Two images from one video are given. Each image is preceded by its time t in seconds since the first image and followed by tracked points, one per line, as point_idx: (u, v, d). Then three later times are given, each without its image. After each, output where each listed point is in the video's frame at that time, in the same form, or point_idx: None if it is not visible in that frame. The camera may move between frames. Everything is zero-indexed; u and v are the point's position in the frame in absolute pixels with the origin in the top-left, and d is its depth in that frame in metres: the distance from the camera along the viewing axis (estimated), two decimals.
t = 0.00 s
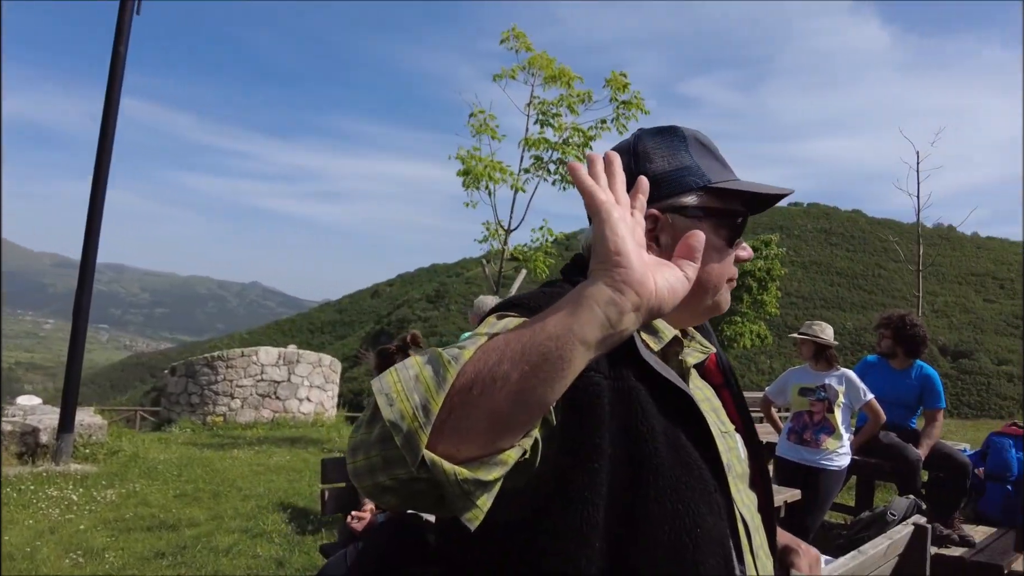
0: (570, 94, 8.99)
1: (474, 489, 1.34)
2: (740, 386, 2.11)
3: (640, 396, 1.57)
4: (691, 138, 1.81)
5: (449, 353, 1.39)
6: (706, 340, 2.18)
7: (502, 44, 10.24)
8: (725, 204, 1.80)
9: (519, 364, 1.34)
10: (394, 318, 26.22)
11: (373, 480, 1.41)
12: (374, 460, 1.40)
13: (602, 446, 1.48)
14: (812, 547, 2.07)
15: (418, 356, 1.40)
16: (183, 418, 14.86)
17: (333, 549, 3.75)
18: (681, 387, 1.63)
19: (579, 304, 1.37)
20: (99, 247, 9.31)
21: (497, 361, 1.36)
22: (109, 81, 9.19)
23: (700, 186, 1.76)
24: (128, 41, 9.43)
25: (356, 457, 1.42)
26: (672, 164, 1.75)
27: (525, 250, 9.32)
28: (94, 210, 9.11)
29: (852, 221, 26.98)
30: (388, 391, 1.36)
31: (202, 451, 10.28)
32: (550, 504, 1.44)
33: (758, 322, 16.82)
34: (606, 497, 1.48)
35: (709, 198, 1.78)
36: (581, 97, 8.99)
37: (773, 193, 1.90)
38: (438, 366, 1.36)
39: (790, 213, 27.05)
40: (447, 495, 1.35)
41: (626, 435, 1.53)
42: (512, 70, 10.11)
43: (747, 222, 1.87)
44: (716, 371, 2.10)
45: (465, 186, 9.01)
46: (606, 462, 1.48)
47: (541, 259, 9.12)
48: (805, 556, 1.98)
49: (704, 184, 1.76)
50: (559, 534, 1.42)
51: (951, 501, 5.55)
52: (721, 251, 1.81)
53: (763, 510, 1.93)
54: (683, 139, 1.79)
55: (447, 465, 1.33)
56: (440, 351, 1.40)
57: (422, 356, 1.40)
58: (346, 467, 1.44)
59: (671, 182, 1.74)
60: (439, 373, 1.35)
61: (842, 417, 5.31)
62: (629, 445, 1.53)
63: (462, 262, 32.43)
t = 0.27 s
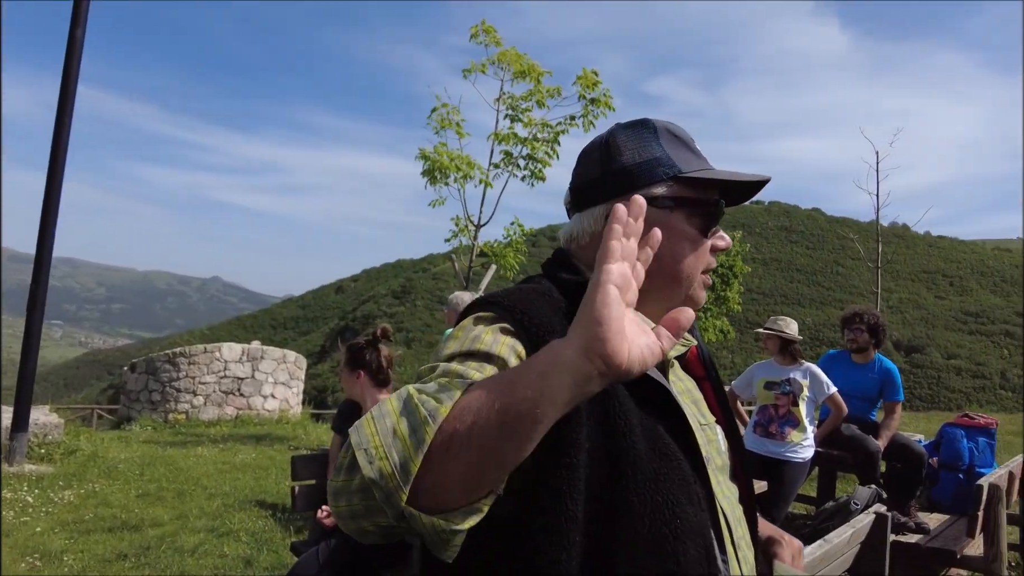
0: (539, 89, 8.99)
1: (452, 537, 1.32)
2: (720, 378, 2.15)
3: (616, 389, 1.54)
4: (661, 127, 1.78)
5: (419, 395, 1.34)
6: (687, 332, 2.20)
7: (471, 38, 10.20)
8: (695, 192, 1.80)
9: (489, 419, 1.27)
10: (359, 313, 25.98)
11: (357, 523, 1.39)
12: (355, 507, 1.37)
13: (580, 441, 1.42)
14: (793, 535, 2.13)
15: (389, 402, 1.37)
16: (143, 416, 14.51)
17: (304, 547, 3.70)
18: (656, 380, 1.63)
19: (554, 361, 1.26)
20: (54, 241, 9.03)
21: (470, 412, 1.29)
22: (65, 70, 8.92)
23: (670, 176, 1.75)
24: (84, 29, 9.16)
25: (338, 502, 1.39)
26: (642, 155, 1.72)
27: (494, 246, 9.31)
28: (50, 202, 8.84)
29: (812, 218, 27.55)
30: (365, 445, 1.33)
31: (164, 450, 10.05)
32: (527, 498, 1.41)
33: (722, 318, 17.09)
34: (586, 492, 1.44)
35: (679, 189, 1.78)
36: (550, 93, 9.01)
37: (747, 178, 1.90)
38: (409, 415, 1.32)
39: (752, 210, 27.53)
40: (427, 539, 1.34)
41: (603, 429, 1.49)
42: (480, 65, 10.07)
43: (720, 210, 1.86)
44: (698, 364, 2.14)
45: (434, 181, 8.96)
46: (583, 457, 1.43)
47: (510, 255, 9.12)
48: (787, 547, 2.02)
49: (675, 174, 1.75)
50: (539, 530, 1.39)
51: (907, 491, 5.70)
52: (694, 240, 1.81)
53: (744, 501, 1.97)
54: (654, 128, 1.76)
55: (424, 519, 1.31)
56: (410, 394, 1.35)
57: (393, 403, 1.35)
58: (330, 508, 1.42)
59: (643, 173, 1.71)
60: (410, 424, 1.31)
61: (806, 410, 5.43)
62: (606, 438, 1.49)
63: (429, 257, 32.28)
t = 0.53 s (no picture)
0: (516, 85, 8.97)
1: None
2: (699, 370, 2.15)
3: (591, 388, 1.54)
4: (639, 126, 1.77)
5: (407, 463, 1.30)
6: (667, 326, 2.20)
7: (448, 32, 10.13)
8: (675, 193, 1.80)
9: (473, 478, 1.23)
10: (336, 309, 25.79)
11: None
12: None
13: (553, 439, 1.42)
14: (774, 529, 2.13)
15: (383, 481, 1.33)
16: (114, 413, 14.27)
17: (280, 546, 3.66)
18: (632, 376, 1.62)
19: (514, 408, 1.20)
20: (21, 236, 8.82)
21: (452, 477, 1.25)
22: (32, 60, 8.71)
23: (648, 176, 1.75)
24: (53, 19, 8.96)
25: None
26: (620, 154, 1.72)
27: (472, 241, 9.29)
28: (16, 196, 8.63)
29: (786, 215, 27.88)
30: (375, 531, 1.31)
31: (136, 448, 9.89)
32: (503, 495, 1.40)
33: (698, 314, 17.24)
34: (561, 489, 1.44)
35: (658, 188, 1.77)
36: (528, 89, 8.99)
37: (726, 179, 1.88)
38: (404, 493, 1.28)
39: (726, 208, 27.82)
40: None
41: (577, 427, 1.49)
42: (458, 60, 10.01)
43: (699, 209, 1.86)
44: (678, 358, 2.13)
45: (410, 176, 8.90)
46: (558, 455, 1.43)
47: (488, 251, 9.10)
48: (768, 541, 2.03)
49: (652, 174, 1.75)
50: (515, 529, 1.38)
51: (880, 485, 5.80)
52: (673, 240, 1.79)
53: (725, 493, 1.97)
54: (632, 127, 1.76)
55: None
56: (398, 467, 1.31)
57: (386, 483, 1.32)
58: None
59: (620, 172, 1.72)
60: (408, 503, 1.27)
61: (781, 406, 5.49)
62: (581, 436, 1.48)
63: (406, 253, 32.14)
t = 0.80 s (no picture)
0: (495, 83, 8.96)
1: None
2: (672, 371, 2.16)
3: (558, 392, 1.54)
4: (599, 122, 1.77)
5: (369, 488, 1.29)
6: (641, 326, 2.20)
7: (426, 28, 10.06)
8: (637, 187, 1.79)
9: (434, 508, 1.22)
10: (313, 305, 25.59)
11: None
12: None
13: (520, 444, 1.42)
14: (746, 530, 2.15)
15: (348, 506, 1.32)
16: (85, 411, 14.02)
17: (253, 546, 3.62)
18: (602, 381, 1.62)
19: (466, 445, 1.20)
20: None
21: (412, 511, 1.24)
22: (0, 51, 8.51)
23: (608, 172, 1.74)
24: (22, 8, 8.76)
25: None
26: (580, 152, 1.73)
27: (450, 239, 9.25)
28: None
29: (762, 215, 28.22)
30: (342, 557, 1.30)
31: (107, 447, 9.72)
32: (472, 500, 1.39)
33: (675, 312, 17.36)
34: (530, 493, 1.44)
35: (619, 184, 1.77)
36: (507, 87, 8.97)
37: (691, 169, 1.87)
38: (368, 518, 1.27)
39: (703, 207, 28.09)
40: None
41: (544, 431, 1.49)
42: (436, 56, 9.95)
43: (663, 202, 1.85)
44: (650, 359, 2.14)
45: (388, 173, 8.84)
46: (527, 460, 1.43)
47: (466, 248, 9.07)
48: (739, 542, 2.05)
49: (612, 170, 1.74)
50: (482, 535, 1.38)
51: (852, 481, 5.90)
52: (637, 235, 1.79)
53: (696, 494, 1.99)
54: (591, 124, 1.75)
55: None
56: (360, 491, 1.30)
57: (350, 507, 1.31)
58: None
59: (580, 170, 1.73)
60: (370, 528, 1.27)
61: (756, 403, 5.54)
62: (549, 440, 1.48)
63: (384, 250, 31.95)
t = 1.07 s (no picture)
0: (476, 80, 8.93)
1: None
2: (649, 372, 2.16)
3: (533, 393, 1.53)
4: (577, 120, 1.76)
5: (344, 498, 1.28)
6: (619, 326, 2.20)
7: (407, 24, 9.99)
8: (614, 186, 1.78)
9: (412, 518, 1.21)
10: (292, 303, 25.37)
11: None
12: None
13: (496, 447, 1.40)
14: (721, 530, 2.16)
15: (324, 517, 1.30)
16: (57, 410, 13.77)
17: (228, 548, 3.58)
18: (579, 382, 1.61)
19: (442, 455, 1.18)
20: None
21: (390, 522, 1.23)
22: None
23: (585, 170, 1.73)
24: None
25: None
26: (557, 150, 1.72)
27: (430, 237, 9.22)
28: None
29: (741, 215, 28.47)
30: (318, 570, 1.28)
31: (79, 446, 9.56)
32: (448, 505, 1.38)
33: (655, 311, 17.45)
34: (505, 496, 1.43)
35: (596, 182, 1.76)
36: (488, 84, 8.95)
37: (668, 168, 1.86)
38: (343, 529, 1.25)
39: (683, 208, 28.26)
40: None
41: (520, 434, 1.47)
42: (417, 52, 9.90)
43: (640, 201, 1.85)
44: (627, 359, 2.14)
45: (369, 170, 8.78)
46: (502, 463, 1.41)
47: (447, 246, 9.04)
48: (714, 542, 2.06)
49: (589, 168, 1.73)
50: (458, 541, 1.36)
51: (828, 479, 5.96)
52: (613, 234, 1.78)
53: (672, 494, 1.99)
54: (568, 122, 1.74)
55: None
56: (336, 502, 1.28)
57: (325, 518, 1.29)
58: None
59: (557, 168, 1.72)
60: (347, 541, 1.25)
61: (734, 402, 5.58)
62: (524, 443, 1.48)
63: (364, 247, 31.78)
